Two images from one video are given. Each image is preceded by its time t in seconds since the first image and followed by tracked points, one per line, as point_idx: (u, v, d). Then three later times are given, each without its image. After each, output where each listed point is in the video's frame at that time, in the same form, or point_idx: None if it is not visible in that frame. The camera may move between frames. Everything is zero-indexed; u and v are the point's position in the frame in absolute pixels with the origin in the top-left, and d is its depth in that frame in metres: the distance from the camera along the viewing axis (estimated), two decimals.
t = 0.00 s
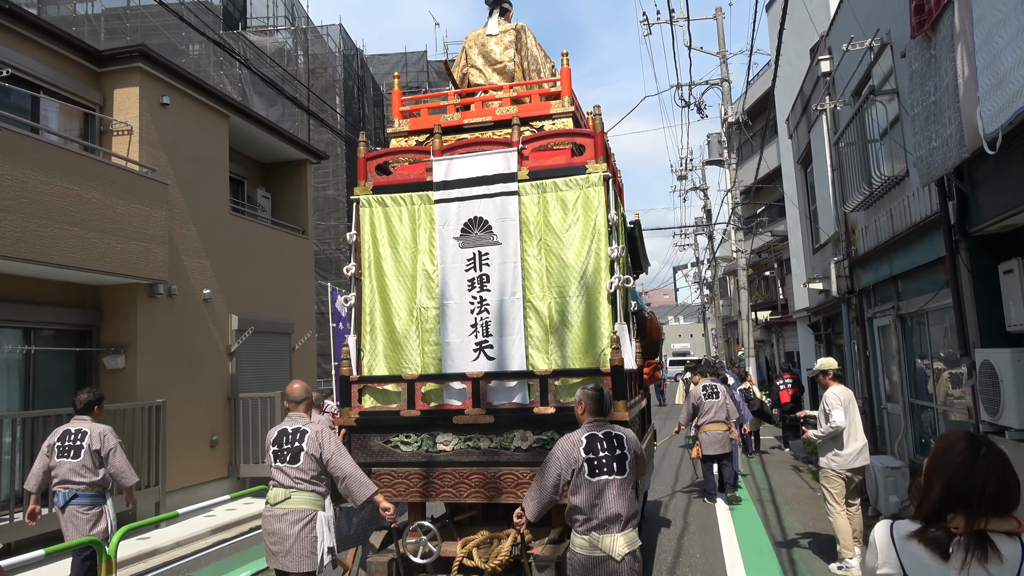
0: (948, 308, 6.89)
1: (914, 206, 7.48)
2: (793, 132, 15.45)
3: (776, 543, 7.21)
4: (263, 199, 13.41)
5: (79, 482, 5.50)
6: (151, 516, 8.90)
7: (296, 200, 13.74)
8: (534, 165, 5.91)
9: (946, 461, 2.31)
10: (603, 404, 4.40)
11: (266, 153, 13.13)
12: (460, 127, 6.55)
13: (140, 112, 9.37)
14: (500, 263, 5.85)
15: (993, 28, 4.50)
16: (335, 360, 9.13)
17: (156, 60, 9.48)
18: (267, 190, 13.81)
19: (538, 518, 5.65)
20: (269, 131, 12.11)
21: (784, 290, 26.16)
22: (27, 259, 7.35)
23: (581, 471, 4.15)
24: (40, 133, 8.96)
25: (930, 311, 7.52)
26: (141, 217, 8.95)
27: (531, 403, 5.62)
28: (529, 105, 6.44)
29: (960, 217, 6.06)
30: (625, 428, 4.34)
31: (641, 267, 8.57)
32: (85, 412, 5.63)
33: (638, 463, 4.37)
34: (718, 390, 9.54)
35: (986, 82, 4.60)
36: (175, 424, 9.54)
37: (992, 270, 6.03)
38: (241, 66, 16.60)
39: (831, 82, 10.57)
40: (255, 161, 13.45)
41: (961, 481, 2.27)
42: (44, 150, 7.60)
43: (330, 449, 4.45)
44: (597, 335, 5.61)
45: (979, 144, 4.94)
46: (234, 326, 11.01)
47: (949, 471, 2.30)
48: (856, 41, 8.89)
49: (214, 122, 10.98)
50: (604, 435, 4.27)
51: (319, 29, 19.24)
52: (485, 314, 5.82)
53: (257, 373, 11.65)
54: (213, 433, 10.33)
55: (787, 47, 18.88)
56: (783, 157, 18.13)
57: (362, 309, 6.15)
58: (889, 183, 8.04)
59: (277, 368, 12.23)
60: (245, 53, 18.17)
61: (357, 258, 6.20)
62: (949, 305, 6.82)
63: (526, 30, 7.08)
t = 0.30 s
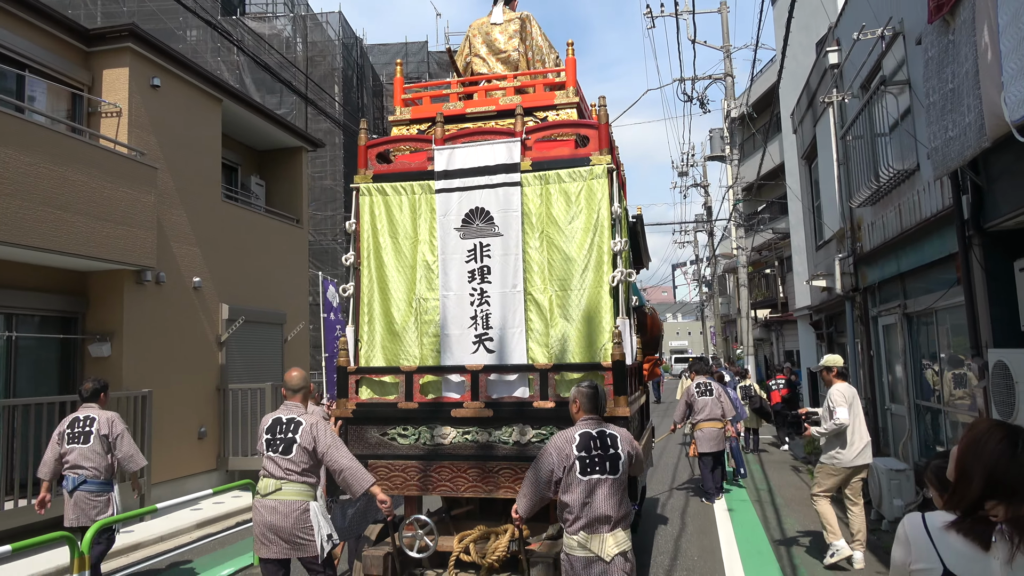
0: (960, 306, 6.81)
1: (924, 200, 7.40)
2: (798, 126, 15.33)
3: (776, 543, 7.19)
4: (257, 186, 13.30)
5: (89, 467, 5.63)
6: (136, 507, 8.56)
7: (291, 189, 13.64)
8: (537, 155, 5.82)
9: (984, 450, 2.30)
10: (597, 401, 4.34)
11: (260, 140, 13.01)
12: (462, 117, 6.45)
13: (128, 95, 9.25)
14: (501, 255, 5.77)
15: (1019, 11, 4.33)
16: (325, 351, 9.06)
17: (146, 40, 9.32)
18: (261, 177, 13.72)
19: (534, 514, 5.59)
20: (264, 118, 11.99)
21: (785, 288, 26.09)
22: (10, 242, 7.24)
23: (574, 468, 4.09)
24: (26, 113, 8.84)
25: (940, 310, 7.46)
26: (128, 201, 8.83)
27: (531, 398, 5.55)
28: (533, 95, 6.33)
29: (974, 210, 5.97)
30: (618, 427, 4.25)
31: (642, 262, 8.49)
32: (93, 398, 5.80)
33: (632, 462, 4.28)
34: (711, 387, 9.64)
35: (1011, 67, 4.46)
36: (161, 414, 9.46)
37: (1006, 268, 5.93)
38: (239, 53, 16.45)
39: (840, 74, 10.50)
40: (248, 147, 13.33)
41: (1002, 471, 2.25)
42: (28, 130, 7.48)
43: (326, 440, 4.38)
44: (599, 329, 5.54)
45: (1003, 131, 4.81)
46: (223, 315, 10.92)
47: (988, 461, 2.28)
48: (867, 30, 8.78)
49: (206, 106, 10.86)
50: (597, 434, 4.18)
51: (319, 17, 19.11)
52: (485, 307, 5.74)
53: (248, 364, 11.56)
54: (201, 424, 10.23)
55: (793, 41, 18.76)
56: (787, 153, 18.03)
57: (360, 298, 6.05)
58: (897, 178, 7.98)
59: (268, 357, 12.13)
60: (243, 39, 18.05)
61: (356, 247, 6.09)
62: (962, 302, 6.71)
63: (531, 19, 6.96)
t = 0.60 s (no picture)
0: (964, 305, 6.75)
1: (927, 196, 7.35)
2: (795, 122, 15.28)
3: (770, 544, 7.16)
4: (244, 180, 13.13)
5: (93, 462, 5.76)
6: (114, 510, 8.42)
7: (279, 184, 13.53)
8: (533, 154, 5.76)
9: (979, 465, 2.20)
10: (586, 401, 4.28)
11: (247, 134, 12.89)
12: (457, 113, 6.36)
13: (110, 86, 9.07)
14: (495, 254, 5.69)
15: None
16: (309, 348, 8.98)
17: (128, 30, 9.16)
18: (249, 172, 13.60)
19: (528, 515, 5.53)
20: (251, 110, 11.85)
21: (780, 286, 26.13)
22: None
23: (558, 468, 4.03)
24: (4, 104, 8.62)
25: (941, 309, 7.43)
26: (109, 194, 8.69)
27: (525, 399, 5.49)
28: (528, 92, 6.24)
29: (980, 207, 5.94)
30: (605, 429, 4.19)
31: (637, 261, 8.44)
32: (92, 395, 5.89)
33: (619, 464, 4.22)
34: (705, 388, 9.59)
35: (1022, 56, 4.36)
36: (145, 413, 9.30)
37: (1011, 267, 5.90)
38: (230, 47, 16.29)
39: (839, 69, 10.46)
40: (235, 141, 13.20)
41: (998, 490, 2.16)
42: (6, 122, 7.34)
43: (315, 444, 4.30)
44: (595, 329, 5.47)
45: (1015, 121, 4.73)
46: (209, 312, 10.79)
47: (983, 476, 2.19)
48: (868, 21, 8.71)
49: (191, 97, 10.71)
50: (585, 435, 4.12)
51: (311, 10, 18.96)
52: (480, 306, 5.67)
53: (234, 362, 11.42)
54: (185, 424, 10.09)
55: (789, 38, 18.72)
56: (783, 150, 18.01)
57: (353, 297, 5.97)
58: (899, 173, 7.94)
59: (255, 354, 11.99)
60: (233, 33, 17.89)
61: (348, 244, 6.01)
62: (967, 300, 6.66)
63: (528, 15, 6.89)
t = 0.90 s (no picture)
0: (969, 296, 6.68)
1: (930, 184, 7.28)
2: (793, 114, 15.20)
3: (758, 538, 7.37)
4: (233, 175, 13.12)
5: (106, 457, 5.99)
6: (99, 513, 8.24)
7: (268, 179, 13.44)
8: (524, 145, 5.67)
9: (950, 450, 2.31)
10: (579, 394, 4.20)
11: (235, 128, 12.82)
12: (447, 105, 6.28)
13: (91, 77, 8.91)
14: (487, 247, 5.62)
15: None
16: (296, 343, 9.08)
17: (110, 20, 9.01)
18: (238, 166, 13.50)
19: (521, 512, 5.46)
20: (237, 102, 11.70)
21: (779, 281, 26.05)
22: None
23: (553, 464, 3.96)
24: None
25: (946, 301, 7.36)
26: (90, 187, 8.42)
27: (517, 394, 5.44)
28: (520, 83, 6.15)
29: (987, 193, 5.81)
30: (602, 424, 4.14)
31: (632, 255, 8.37)
32: (104, 392, 6.05)
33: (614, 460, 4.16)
34: (702, 382, 9.61)
35: None
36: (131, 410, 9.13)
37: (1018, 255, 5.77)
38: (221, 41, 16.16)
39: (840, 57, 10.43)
40: (224, 135, 13.12)
41: (962, 475, 2.27)
42: None
43: (307, 440, 4.21)
44: (587, 323, 5.40)
45: None
46: (196, 309, 10.65)
47: (950, 461, 2.30)
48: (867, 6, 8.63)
49: (176, 88, 10.55)
50: (581, 430, 4.07)
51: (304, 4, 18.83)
52: (471, 300, 5.59)
53: (221, 358, 11.27)
54: (170, 424, 9.93)
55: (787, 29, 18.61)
56: (781, 143, 17.93)
57: (343, 291, 5.90)
58: (900, 161, 7.87)
59: (242, 350, 11.84)
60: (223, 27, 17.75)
61: (338, 238, 5.93)
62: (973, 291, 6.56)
63: (519, 5, 6.80)
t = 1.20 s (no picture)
0: (980, 295, 6.58)
1: (939, 178, 7.17)
2: (799, 108, 15.08)
3: (754, 538, 7.53)
4: (229, 171, 13.04)
5: (113, 456, 6.13)
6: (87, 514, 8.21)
7: (264, 175, 13.42)
8: (520, 143, 5.60)
9: (943, 457, 2.25)
10: (583, 393, 4.12)
11: (231, 123, 12.78)
12: (443, 103, 6.22)
13: (81, 69, 8.85)
14: (482, 247, 5.56)
15: None
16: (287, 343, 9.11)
17: (100, 12, 8.95)
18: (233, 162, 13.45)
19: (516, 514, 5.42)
20: (231, 96, 11.62)
21: (784, 280, 25.91)
22: None
23: (558, 465, 3.92)
24: None
25: (955, 300, 7.26)
26: (79, 181, 8.40)
27: (512, 395, 5.37)
28: (517, 81, 6.09)
29: (1000, 186, 5.63)
30: (606, 424, 4.04)
31: (632, 254, 8.32)
32: (113, 392, 6.21)
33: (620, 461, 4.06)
34: (700, 383, 9.57)
35: None
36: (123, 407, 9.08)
37: None
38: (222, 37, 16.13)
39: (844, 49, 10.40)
40: (221, 130, 13.08)
41: (959, 480, 2.21)
42: None
43: (302, 438, 4.17)
44: (583, 323, 5.34)
45: None
46: (189, 307, 10.62)
47: (945, 468, 2.24)
48: None
49: (168, 81, 10.49)
50: (583, 431, 3.97)
51: None
52: (466, 300, 5.54)
53: (214, 358, 11.23)
54: (163, 424, 9.89)
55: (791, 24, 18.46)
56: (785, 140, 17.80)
57: (338, 291, 5.86)
58: (909, 155, 7.78)
59: (236, 348, 11.78)
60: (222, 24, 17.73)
61: (334, 238, 5.88)
62: (984, 290, 6.45)
63: (517, 3, 6.74)
